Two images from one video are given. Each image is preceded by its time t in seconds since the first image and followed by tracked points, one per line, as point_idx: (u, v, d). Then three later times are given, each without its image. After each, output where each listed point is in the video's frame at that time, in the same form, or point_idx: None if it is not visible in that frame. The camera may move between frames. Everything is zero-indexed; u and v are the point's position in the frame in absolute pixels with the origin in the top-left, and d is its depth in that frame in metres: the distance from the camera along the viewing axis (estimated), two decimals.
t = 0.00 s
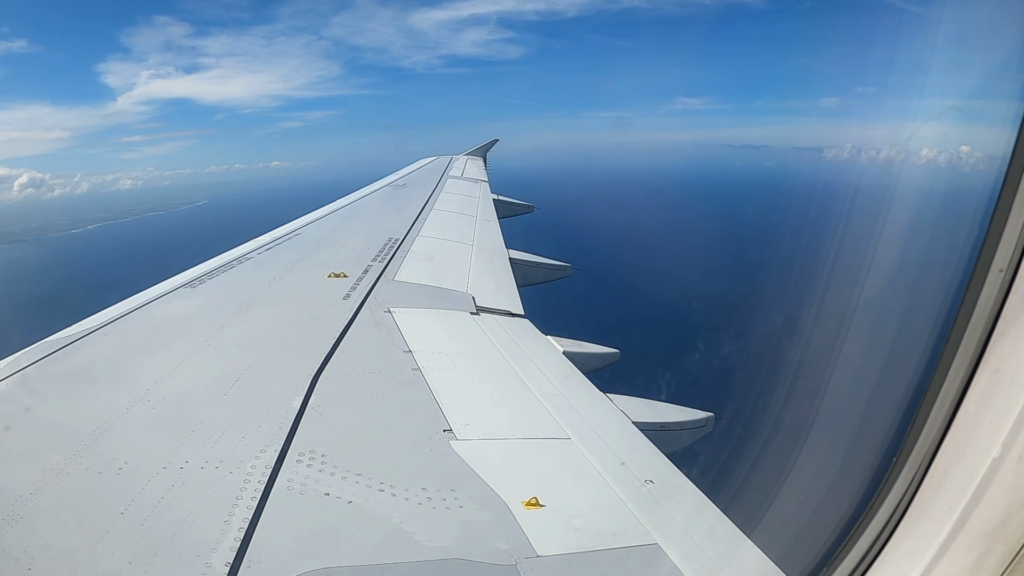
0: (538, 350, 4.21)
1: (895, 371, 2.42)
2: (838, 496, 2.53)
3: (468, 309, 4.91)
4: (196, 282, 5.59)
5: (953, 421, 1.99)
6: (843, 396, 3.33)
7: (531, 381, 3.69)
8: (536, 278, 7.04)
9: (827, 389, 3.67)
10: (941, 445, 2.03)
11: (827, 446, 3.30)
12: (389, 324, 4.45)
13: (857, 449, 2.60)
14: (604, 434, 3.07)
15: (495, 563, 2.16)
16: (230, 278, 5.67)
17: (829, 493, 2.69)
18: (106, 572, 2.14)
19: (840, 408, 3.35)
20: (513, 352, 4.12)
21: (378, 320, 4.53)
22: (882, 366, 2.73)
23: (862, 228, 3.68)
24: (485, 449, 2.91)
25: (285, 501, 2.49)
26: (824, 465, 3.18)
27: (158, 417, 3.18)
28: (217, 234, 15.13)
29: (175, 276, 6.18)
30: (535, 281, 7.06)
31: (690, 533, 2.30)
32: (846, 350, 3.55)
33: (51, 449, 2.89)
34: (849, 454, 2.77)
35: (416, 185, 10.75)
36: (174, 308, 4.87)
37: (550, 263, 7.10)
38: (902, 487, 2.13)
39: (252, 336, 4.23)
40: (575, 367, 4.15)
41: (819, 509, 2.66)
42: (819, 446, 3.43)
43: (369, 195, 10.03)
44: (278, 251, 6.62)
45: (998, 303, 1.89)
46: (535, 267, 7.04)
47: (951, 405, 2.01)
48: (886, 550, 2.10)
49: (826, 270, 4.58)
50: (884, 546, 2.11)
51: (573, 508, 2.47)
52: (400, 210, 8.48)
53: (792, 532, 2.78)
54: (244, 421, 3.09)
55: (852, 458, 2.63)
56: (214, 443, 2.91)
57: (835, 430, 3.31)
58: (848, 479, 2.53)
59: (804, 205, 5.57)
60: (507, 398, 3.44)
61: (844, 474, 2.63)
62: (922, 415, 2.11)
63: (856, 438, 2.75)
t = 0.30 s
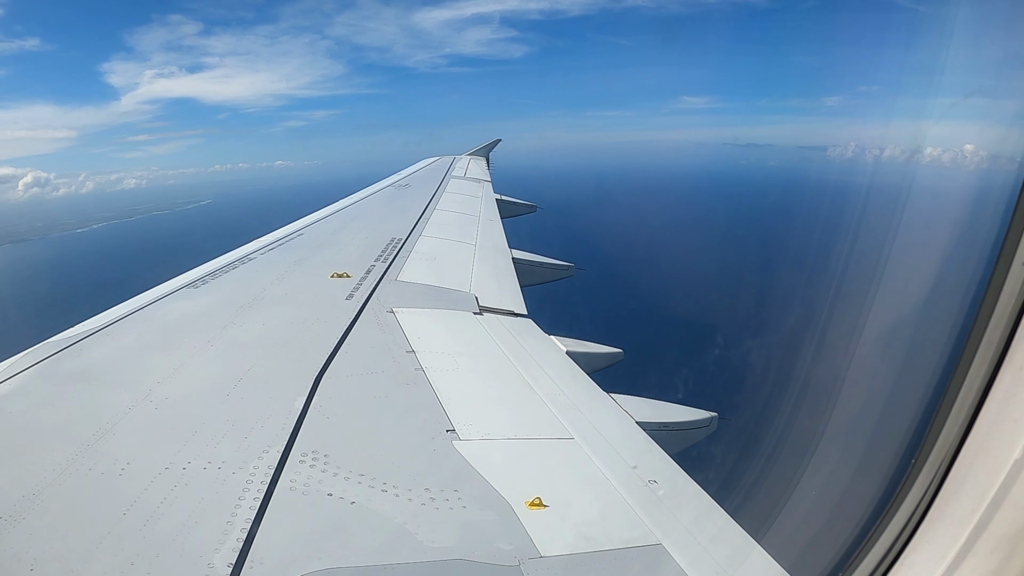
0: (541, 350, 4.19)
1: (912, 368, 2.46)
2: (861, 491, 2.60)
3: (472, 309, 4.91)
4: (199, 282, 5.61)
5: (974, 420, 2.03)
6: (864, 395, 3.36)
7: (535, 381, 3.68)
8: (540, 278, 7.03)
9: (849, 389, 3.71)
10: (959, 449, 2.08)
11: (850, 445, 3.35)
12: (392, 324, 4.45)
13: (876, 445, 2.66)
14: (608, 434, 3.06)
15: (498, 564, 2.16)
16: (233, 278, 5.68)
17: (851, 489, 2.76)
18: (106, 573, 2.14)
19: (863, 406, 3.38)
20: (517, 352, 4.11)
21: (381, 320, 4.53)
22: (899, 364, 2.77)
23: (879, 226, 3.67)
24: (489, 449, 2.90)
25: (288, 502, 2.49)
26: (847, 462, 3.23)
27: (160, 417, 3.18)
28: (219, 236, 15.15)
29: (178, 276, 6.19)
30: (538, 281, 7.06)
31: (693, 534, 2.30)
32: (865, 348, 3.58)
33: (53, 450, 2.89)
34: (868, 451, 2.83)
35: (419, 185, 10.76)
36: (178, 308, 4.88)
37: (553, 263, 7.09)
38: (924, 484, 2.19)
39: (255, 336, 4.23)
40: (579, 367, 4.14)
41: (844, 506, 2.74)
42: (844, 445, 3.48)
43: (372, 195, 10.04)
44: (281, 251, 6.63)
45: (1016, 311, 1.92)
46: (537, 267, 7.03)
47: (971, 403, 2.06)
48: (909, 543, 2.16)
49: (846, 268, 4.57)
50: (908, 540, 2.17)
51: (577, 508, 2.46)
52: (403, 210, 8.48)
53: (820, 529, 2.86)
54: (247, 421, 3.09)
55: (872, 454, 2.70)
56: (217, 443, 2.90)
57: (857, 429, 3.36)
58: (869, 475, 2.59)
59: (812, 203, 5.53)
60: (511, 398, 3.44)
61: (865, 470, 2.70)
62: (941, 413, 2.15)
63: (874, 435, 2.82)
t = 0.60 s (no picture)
0: (550, 352, 4.18)
1: (928, 369, 2.54)
2: (881, 489, 2.67)
3: (479, 311, 4.90)
4: (205, 287, 5.62)
5: (993, 418, 2.11)
6: (882, 395, 3.43)
7: (543, 383, 3.67)
8: (546, 279, 7.02)
9: (866, 390, 3.78)
10: (974, 453, 2.18)
11: (869, 444, 3.42)
12: (399, 327, 4.45)
13: (895, 445, 2.74)
14: (617, 435, 3.05)
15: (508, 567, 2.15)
16: (239, 283, 5.70)
17: (871, 487, 2.83)
18: None
19: (879, 407, 3.46)
20: (524, 354, 4.10)
21: (387, 323, 4.53)
22: (914, 364, 2.86)
23: (888, 227, 3.74)
24: (498, 451, 2.89)
25: (297, 506, 2.49)
26: (866, 462, 3.31)
27: (168, 423, 3.19)
28: (225, 242, 15.16)
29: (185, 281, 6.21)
30: (544, 282, 7.05)
31: (704, 534, 2.28)
32: (880, 349, 3.66)
33: (61, 457, 2.90)
34: (886, 449, 2.91)
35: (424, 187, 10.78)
36: (185, 313, 4.90)
37: (559, 264, 7.07)
38: (939, 487, 2.29)
39: (262, 341, 4.24)
40: (588, 368, 4.13)
41: (864, 504, 2.81)
42: (863, 445, 3.55)
43: (377, 198, 10.06)
44: (286, 255, 6.64)
45: None
46: (544, 268, 7.01)
47: (990, 402, 2.15)
48: (931, 539, 2.23)
49: (856, 269, 4.63)
50: (929, 537, 2.24)
51: (586, 510, 2.45)
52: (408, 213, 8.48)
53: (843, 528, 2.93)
54: (255, 426, 3.09)
55: (891, 453, 2.78)
56: (225, 449, 2.91)
57: (875, 429, 3.43)
58: (888, 473, 2.67)
59: (822, 201, 5.50)
60: (519, 400, 3.43)
61: (884, 469, 2.78)
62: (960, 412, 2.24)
63: (892, 434, 2.90)
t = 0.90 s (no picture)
0: (554, 354, 4.18)
1: (931, 372, 2.53)
2: (886, 491, 2.66)
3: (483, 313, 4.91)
4: (210, 288, 5.64)
5: (995, 423, 2.10)
6: (884, 399, 3.42)
7: (547, 385, 3.67)
8: (550, 281, 7.02)
9: (869, 393, 3.76)
10: (977, 456, 2.17)
11: (874, 445, 3.41)
12: (403, 328, 4.45)
13: (899, 446, 2.73)
14: (621, 438, 3.04)
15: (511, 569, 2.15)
16: (244, 284, 5.72)
17: (876, 489, 2.82)
18: None
19: (882, 410, 3.44)
20: (528, 356, 4.10)
21: (392, 324, 4.53)
22: (916, 368, 2.84)
23: (892, 229, 3.72)
24: (502, 453, 2.89)
25: (300, 506, 2.49)
26: (871, 464, 3.29)
27: (173, 423, 3.20)
28: (229, 243, 15.20)
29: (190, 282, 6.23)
30: (549, 284, 7.05)
31: (707, 537, 2.27)
32: (884, 352, 3.64)
33: (66, 457, 2.91)
34: (891, 451, 2.89)
35: (429, 189, 10.81)
36: (190, 314, 4.93)
37: (564, 266, 7.08)
38: (942, 490, 2.27)
39: (268, 342, 4.25)
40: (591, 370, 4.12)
41: (869, 506, 2.79)
42: (866, 449, 3.54)
43: (382, 199, 10.09)
44: (291, 256, 6.66)
45: None
46: (548, 270, 7.01)
47: (993, 407, 2.13)
48: (932, 545, 2.22)
49: (860, 271, 4.61)
50: (931, 543, 2.23)
51: (589, 512, 2.45)
52: (413, 215, 8.50)
53: (845, 532, 2.92)
54: (260, 427, 3.10)
55: (895, 455, 2.76)
56: (228, 449, 2.91)
57: (878, 433, 3.42)
58: (893, 475, 2.66)
59: (827, 202, 5.48)
60: (523, 402, 3.43)
61: (889, 470, 2.76)
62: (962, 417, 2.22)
63: (897, 436, 2.88)
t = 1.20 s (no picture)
0: (558, 354, 4.18)
1: (932, 376, 2.53)
2: (888, 492, 2.65)
3: (487, 313, 4.91)
4: (215, 287, 5.66)
5: (997, 428, 2.10)
6: (886, 401, 3.43)
7: (551, 385, 3.67)
8: (554, 281, 7.02)
9: (871, 395, 3.77)
10: (979, 458, 2.17)
11: (877, 446, 3.40)
12: (407, 328, 4.46)
13: (902, 447, 2.72)
14: (625, 438, 3.04)
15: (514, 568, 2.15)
16: (249, 283, 5.74)
17: (879, 490, 2.81)
18: None
19: (884, 412, 3.45)
20: (532, 356, 4.10)
21: (396, 324, 4.54)
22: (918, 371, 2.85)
23: (895, 232, 3.72)
24: (505, 453, 2.90)
25: (303, 506, 2.50)
26: (873, 464, 3.28)
27: (176, 422, 3.21)
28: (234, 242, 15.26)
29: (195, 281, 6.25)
30: (553, 285, 7.05)
31: (710, 537, 2.27)
32: (886, 354, 3.64)
33: (71, 455, 2.92)
34: (894, 452, 2.89)
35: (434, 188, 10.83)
36: (195, 312, 4.95)
37: (568, 266, 7.08)
38: (946, 491, 2.27)
39: (272, 341, 4.26)
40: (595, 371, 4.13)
41: (872, 506, 2.79)
42: (868, 451, 3.54)
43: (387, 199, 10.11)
44: (295, 256, 6.67)
45: None
46: (552, 270, 7.01)
47: (996, 409, 2.13)
48: (934, 548, 2.22)
49: (862, 272, 4.61)
50: (932, 547, 2.23)
51: (592, 512, 2.45)
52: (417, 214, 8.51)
53: (846, 534, 2.92)
54: (263, 426, 3.11)
55: (898, 455, 2.76)
56: (231, 448, 2.92)
57: (880, 435, 3.42)
58: (895, 476, 2.65)
59: (831, 203, 5.48)
60: (527, 402, 3.43)
61: (892, 471, 2.76)
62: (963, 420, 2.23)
63: (900, 437, 2.88)
